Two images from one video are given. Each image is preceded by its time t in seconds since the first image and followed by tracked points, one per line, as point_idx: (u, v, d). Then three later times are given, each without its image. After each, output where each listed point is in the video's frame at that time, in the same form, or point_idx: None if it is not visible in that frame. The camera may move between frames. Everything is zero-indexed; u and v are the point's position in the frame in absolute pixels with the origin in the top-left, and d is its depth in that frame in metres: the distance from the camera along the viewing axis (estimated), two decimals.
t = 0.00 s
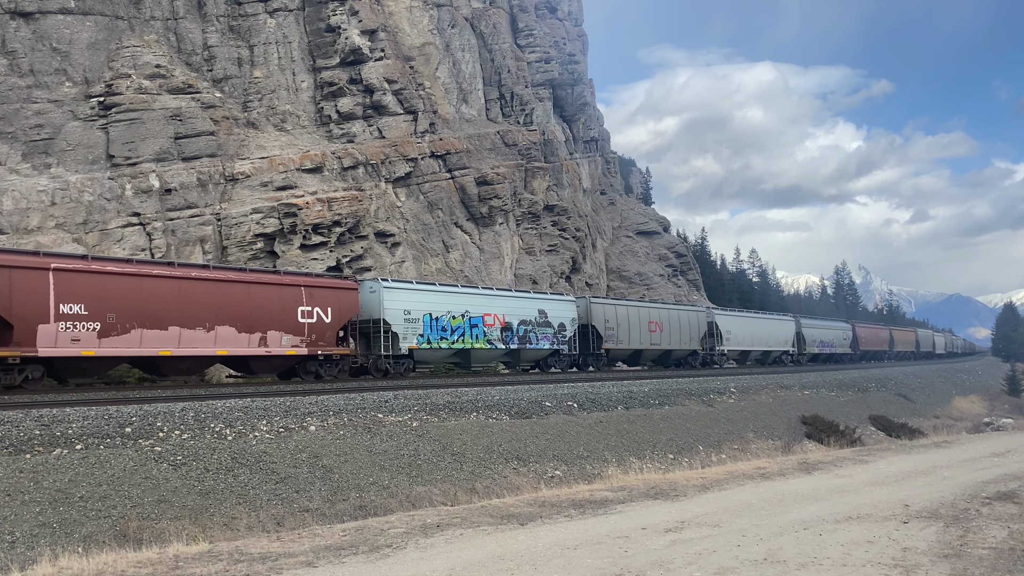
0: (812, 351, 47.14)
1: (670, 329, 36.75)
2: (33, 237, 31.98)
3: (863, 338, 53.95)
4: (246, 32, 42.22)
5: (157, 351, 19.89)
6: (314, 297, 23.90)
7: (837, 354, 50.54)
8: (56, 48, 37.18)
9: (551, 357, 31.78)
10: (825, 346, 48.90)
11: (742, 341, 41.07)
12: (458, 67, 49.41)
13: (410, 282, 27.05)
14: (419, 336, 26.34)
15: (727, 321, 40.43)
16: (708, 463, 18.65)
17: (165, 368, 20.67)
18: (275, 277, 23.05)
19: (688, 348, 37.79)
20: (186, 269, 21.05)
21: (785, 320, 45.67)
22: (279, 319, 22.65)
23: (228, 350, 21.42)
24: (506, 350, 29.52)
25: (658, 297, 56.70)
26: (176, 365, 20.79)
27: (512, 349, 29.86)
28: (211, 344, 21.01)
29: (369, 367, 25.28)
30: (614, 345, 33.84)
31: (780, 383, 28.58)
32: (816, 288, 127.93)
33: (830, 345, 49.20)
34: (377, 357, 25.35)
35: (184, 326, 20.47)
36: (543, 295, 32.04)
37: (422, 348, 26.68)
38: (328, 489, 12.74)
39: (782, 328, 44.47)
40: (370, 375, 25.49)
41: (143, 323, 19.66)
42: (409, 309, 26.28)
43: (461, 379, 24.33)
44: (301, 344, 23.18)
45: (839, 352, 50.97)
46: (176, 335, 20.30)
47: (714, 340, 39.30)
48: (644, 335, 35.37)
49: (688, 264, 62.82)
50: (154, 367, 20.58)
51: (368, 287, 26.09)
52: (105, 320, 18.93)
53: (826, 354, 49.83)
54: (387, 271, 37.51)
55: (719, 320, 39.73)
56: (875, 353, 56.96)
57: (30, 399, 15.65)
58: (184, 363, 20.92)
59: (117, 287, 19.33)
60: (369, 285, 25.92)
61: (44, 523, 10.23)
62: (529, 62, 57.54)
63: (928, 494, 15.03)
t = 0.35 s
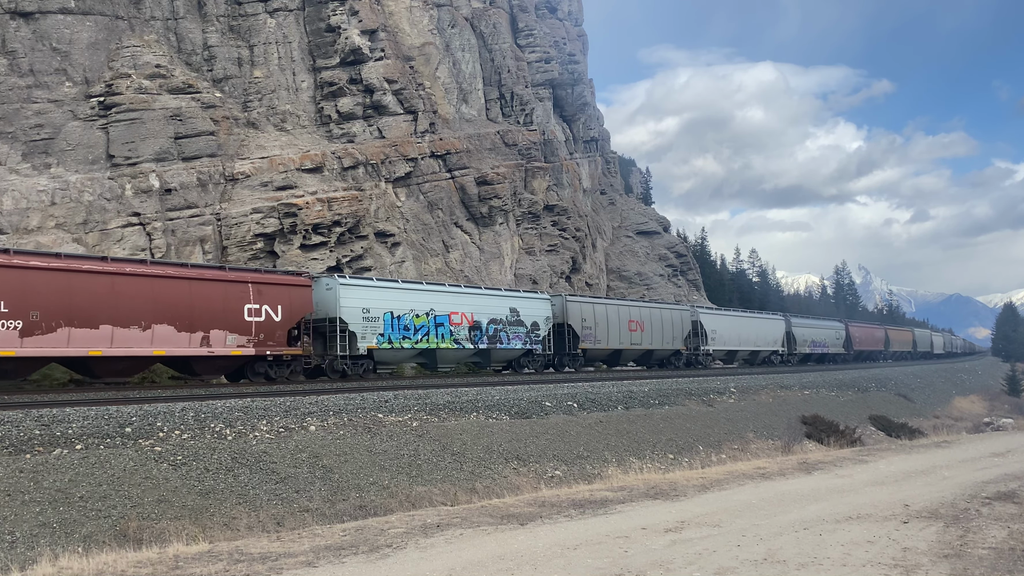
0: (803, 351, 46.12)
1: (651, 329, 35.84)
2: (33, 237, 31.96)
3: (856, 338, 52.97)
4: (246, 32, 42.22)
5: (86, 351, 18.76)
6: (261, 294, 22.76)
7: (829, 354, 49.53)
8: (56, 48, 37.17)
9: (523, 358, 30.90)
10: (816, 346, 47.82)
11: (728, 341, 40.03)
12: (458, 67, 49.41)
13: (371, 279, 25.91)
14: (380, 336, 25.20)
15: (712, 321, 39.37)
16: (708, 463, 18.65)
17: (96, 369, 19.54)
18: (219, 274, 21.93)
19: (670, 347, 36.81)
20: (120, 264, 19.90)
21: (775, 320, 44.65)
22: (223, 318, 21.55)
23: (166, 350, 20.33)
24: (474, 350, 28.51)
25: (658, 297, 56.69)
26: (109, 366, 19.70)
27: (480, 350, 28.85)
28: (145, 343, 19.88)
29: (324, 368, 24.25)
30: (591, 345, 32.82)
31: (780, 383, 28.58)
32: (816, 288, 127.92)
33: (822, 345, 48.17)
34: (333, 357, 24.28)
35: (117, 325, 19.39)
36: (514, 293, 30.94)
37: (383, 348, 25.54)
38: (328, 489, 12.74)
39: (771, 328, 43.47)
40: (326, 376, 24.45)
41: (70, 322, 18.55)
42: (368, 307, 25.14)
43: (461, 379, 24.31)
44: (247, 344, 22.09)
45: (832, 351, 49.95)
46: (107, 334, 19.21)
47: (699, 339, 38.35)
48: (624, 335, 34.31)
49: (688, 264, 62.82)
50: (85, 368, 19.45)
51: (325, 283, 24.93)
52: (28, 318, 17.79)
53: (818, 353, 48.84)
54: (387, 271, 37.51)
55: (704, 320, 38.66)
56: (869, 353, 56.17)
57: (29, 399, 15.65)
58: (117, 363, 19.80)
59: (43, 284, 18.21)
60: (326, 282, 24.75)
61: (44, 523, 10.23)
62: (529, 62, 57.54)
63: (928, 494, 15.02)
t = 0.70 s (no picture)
0: (794, 351, 45.31)
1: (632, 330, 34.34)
2: (33, 237, 31.94)
3: (850, 338, 52.21)
4: (246, 32, 42.22)
5: (6, 352, 17.16)
6: (203, 292, 21.14)
7: (821, 354, 48.74)
8: (56, 48, 37.17)
9: (495, 358, 29.38)
10: (808, 346, 46.92)
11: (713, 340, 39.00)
12: (458, 67, 49.41)
13: (327, 275, 24.39)
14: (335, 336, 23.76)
15: (697, 320, 38.31)
16: (708, 463, 18.64)
17: (19, 370, 17.96)
18: (157, 270, 20.34)
19: (652, 348, 35.62)
20: (45, 259, 18.27)
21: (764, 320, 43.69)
22: (160, 316, 19.98)
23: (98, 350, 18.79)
24: (440, 351, 27.01)
25: (658, 297, 56.68)
26: (35, 367, 18.14)
27: (447, 350, 27.38)
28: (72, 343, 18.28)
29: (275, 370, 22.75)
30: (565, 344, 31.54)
31: (780, 383, 28.58)
32: (816, 288, 127.86)
33: (813, 345, 47.27)
34: (285, 358, 22.86)
35: (41, 324, 17.81)
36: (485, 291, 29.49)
37: (338, 348, 24.11)
38: (328, 489, 12.73)
39: (760, 327, 42.62)
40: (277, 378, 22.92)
41: None
42: (322, 305, 23.65)
43: (461, 379, 24.32)
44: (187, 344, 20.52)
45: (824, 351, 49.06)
46: (31, 334, 17.67)
47: (683, 338, 37.31)
48: (602, 335, 32.95)
49: (688, 264, 62.83)
50: (7, 369, 17.86)
51: (276, 280, 23.41)
52: None
53: (810, 353, 48.09)
54: (387, 272, 37.50)
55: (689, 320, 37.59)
56: (864, 352, 55.56)
57: (29, 399, 15.65)
58: (43, 365, 18.23)
59: None
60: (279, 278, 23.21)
61: (44, 523, 10.22)
62: (529, 62, 57.55)
63: (928, 494, 15.01)
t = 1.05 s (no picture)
0: (783, 351, 44.57)
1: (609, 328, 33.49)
2: (33, 237, 31.92)
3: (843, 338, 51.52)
4: (246, 32, 42.22)
5: None
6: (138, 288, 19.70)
7: (813, 354, 48.12)
8: (56, 48, 37.17)
9: (461, 358, 28.36)
10: (797, 345, 46.13)
11: (696, 340, 38.10)
12: (458, 67, 49.42)
13: (279, 273, 23.24)
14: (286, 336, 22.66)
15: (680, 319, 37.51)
16: (708, 463, 18.65)
17: None
18: (88, 265, 18.89)
19: (632, 347, 34.79)
20: None
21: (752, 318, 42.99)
22: (90, 315, 18.63)
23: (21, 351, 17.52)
24: (402, 351, 26.06)
25: (658, 297, 56.68)
26: None
27: (409, 350, 26.41)
28: None
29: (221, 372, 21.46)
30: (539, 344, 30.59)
31: (780, 383, 28.60)
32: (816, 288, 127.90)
33: (803, 345, 46.49)
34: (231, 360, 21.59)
35: None
36: (451, 288, 28.49)
37: (289, 349, 22.98)
38: (328, 489, 12.73)
39: (748, 326, 41.98)
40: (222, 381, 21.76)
41: None
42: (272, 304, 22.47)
43: (460, 379, 24.37)
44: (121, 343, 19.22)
45: (815, 351, 48.26)
46: None
47: (665, 338, 36.52)
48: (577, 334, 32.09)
49: (688, 264, 62.83)
50: None
51: (223, 277, 22.13)
52: None
53: (801, 353, 47.42)
54: (387, 272, 37.50)
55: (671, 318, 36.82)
56: (860, 353, 54.92)
57: (30, 399, 15.67)
58: None
59: None
60: (225, 275, 21.94)
61: (44, 523, 10.22)
62: (529, 62, 57.56)
63: (928, 494, 15.02)
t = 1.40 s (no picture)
0: (772, 350, 44.16)
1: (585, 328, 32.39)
2: (33, 237, 31.90)
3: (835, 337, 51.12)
4: (246, 32, 42.21)
5: None
6: (65, 283, 18.33)
7: (804, 353, 47.76)
8: (56, 48, 37.17)
9: (426, 359, 27.08)
10: (786, 345, 45.65)
11: (679, 339, 37.22)
12: (458, 67, 49.43)
13: (224, 269, 21.95)
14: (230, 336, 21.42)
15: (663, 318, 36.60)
16: (708, 463, 18.65)
17: None
18: (11, 258, 17.54)
19: (610, 347, 33.70)
20: None
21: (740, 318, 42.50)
22: (11, 313, 17.26)
23: None
24: (361, 351, 24.82)
25: (658, 297, 56.70)
26: None
27: (369, 350, 25.14)
28: None
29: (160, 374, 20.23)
30: (510, 343, 29.36)
31: (780, 383, 28.60)
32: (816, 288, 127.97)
33: (793, 345, 46.03)
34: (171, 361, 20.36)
35: None
36: (416, 286, 27.21)
37: (235, 349, 21.71)
38: (328, 489, 12.73)
39: (733, 326, 41.49)
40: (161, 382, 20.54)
41: None
42: (215, 302, 21.22)
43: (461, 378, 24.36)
44: (47, 343, 17.85)
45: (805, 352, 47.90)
46: None
47: (647, 338, 35.37)
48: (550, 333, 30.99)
49: (688, 264, 62.83)
50: None
51: (163, 272, 20.89)
52: None
53: (791, 353, 47.01)
54: (387, 272, 37.48)
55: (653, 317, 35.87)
56: (853, 353, 54.70)
57: (29, 399, 15.66)
58: None
59: None
60: (164, 270, 20.68)
61: (44, 523, 10.22)
62: (529, 62, 57.56)
63: (928, 494, 15.02)
